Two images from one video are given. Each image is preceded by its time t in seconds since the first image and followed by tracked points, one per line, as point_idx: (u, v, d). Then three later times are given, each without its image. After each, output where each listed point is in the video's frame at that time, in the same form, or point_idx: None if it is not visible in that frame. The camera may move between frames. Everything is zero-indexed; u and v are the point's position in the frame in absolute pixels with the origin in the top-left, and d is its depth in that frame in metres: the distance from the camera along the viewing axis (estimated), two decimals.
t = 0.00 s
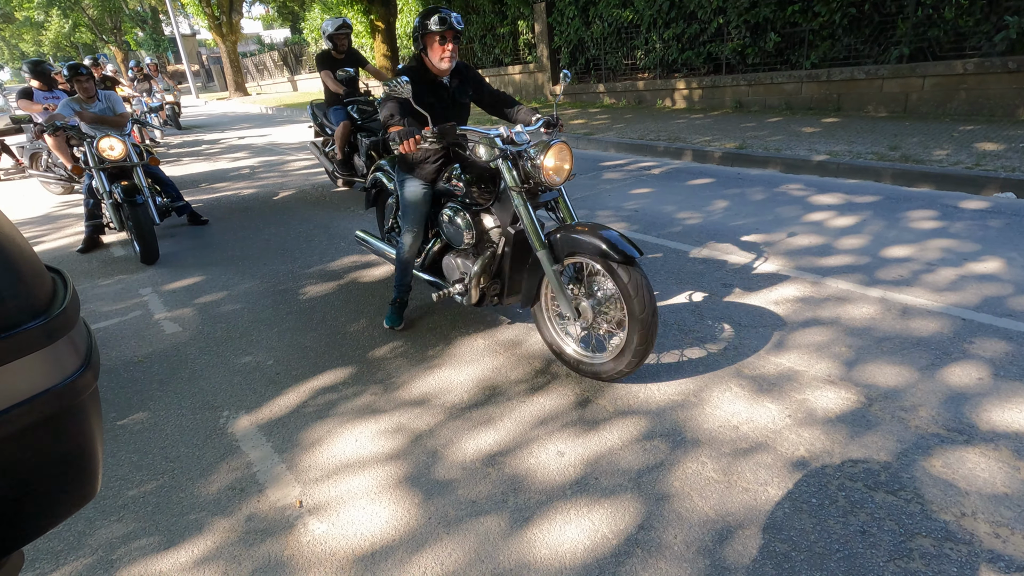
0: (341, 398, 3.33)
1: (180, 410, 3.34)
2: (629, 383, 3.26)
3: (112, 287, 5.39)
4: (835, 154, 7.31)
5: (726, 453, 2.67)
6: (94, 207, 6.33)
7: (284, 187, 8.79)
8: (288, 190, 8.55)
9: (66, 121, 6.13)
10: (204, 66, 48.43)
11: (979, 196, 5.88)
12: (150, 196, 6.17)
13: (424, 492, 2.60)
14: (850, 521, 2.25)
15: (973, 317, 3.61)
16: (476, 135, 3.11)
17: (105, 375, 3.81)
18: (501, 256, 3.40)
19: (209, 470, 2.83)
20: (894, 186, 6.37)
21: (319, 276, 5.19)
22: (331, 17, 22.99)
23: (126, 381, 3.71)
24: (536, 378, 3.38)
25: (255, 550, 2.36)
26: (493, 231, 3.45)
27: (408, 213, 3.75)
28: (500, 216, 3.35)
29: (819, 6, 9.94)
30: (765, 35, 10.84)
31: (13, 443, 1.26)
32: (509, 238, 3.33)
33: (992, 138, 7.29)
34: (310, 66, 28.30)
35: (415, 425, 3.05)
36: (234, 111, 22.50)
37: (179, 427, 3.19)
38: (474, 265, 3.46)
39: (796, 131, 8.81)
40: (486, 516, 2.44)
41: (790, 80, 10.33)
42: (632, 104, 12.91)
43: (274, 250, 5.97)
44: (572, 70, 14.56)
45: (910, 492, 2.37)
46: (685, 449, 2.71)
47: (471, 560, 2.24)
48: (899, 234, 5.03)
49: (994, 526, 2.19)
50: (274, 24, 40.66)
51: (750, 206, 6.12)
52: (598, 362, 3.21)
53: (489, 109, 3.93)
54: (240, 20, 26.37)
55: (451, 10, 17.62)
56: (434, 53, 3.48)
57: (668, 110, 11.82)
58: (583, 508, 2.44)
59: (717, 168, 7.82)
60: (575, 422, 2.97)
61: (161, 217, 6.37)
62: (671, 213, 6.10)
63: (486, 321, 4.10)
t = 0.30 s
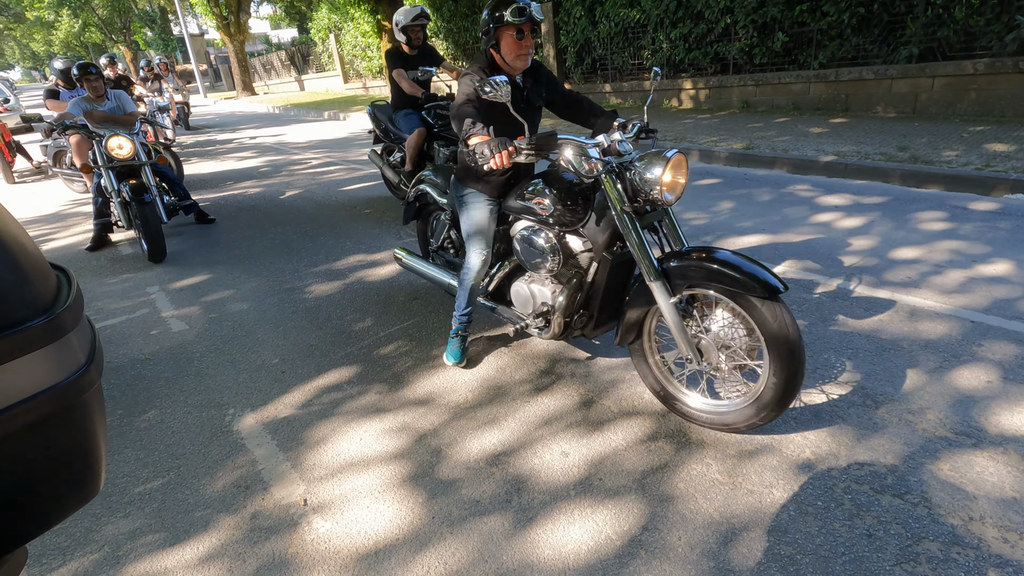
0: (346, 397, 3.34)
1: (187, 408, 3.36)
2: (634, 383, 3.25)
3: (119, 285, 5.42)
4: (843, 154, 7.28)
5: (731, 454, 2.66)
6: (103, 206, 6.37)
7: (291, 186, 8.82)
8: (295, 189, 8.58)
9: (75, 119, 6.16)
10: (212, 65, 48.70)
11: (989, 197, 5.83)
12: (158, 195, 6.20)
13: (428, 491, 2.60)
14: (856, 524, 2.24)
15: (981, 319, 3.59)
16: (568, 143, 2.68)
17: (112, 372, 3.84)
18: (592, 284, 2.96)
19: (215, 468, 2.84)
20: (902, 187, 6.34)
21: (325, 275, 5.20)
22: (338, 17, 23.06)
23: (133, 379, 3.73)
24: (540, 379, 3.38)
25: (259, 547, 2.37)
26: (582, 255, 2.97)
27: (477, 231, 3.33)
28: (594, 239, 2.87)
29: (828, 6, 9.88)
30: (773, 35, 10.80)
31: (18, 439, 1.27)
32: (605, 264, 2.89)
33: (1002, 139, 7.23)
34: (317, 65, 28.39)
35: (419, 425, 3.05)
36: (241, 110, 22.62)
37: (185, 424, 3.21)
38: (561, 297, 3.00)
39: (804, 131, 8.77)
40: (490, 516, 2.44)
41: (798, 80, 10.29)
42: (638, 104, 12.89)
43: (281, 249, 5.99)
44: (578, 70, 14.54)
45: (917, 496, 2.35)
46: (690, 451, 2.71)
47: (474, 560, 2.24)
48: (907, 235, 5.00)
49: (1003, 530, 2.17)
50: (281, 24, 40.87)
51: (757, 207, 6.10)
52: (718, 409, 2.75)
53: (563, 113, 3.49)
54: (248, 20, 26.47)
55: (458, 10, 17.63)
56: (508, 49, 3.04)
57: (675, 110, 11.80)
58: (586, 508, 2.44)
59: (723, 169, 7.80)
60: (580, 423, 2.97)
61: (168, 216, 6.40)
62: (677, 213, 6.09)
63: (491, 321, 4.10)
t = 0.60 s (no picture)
0: (351, 395, 3.35)
1: (191, 406, 3.37)
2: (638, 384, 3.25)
3: (126, 283, 5.45)
4: (849, 155, 7.25)
5: (734, 456, 2.66)
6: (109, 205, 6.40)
7: (296, 185, 8.85)
8: (300, 188, 8.60)
9: (83, 118, 6.19)
10: (218, 65, 48.93)
11: (997, 198, 5.79)
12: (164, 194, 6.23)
13: (431, 490, 2.60)
14: (860, 527, 2.23)
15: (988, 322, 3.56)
16: (704, 159, 2.32)
17: (118, 370, 3.85)
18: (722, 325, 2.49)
19: (219, 465, 2.85)
20: (909, 188, 6.32)
21: (329, 274, 5.21)
22: (344, 16, 23.11)
23: (138, 376, 3.75)
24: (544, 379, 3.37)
25: (262, 545, 2.37)
26: (707, 290, 2.50)
27: (568, 260, 2.74)
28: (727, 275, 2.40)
29: (834, 6, 9.82)
30: (779, 35, 10.76)
31: (22, 436, 1.28)
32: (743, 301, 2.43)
33: (1010, 140, 7.19)
34: (323, 65, 28.48)
35: (422, 424, 3.06)
36: (247, 110, 22.72)
37: (189, 422, 3.22)
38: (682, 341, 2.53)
39: (810, 131, 8.75)
40: (492, 516, 2.44)
41: (804, 81, 10.27)
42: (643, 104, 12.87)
43: (286, 248, 6.01)
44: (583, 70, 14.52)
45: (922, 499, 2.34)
46: (693, 452, 2.70)
47: (476, 559, 2.24)
48: (914, 237, 4.98)
49: (1009, 535, 2.15)
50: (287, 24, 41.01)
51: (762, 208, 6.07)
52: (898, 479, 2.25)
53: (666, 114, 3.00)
54: (254, 19, 26.57)
55: (463, 10, 17.65)
56: (613, 42, 2.46)
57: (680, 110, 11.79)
58: (589, 508, 2.44)
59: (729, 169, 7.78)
60: (582, 423, 2.97)
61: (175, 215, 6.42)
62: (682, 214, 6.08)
63: (496, 321, 4.10)
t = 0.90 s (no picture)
0: (354, 394, 3.37)
1: (195, 404, 3.39)
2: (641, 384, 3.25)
3: (131, 281, 5.48)
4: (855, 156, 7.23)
5: (737, 457, 2.66)
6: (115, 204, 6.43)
7: (300, 185, 8.87)
8: (304, 187, 8.63)
9: (89, 117, 6.22)
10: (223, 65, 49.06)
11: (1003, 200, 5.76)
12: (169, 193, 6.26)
13: (433, 489, 2.61)
14: (862, 529, 2.23)
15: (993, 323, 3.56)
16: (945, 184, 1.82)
17: (123, 368, 3.88)
18: (918, 391, 2.03)
19: (223, 463, 2.87)
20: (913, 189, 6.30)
21: (333, 273, 5.23)
22: (349, 16, 23.17)
23: (142, 374, 3.77)
24: (546, 378, 3.38)
25: (265, 543, 2.39)
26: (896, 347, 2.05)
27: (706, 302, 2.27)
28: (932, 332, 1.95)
29: (840, 6, 9.78)
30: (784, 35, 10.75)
31: (24, 434, 1.29)
32: (956, 361, 1.96)
33: (1017, 141, 7.16)
34: (328, 64, 28.53)
35: (425, 423, 3.07)
36: (252, 109, 22.79)
37: (193, 420, 3.24)
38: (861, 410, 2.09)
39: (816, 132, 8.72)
40: (494, 515, 2.45)
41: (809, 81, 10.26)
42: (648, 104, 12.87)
43: (289, 247, 6.03)
44: (587, 70, 14.50)
45: (925, 501, 2.34)
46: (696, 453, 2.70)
47: (478, 558, 2.25)
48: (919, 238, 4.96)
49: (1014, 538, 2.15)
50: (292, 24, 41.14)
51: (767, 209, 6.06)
52: None
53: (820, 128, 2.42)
54: (259, 19, 26.64)
55: (468, 10, 17.67)
56: (779, 33, 1.88)
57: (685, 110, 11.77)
58: (590, 509, 2.44)
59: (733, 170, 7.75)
60: (584, 423, 2.97)
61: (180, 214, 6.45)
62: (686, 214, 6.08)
63: (499, 321, 4.10)
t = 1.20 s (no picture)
0: (355, 393, 3.37)
1: (197, 403, 3.40)
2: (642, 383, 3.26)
3: (133, 280, 5.50)
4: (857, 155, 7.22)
5: (738, 456, 2.66)
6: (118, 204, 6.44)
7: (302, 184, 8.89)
8: (306, 186, 8.64)
9: (90, 118, 6.22)
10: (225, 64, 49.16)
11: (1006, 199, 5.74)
12: (172, 192, 6.27)
13: (434, 488, 2.62)
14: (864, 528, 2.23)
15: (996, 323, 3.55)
16: None
17: (125, 367, 3.89)
18: None
19: (225, 462, 2.87)
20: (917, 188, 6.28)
21: (335, 272, 5.23)
22: (350, 15, 23.19)
23: (145, 373, 3.78)
24: (548, 377, 3.39)
25: (267, 542, 2.39)
26: None
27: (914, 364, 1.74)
28: None
29: (843, 4, 9.79)
30: (786, 33, 10.74)
31: (24, 434, 1.29)
32: None
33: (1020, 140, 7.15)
34: (329, 63, 28.53)
35: (427, 421, 3.07)
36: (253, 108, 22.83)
37: (196, 419, 3.25)
38: None
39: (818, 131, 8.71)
40: (495, 514, 2.45)
41: (811, 79, 10.24)
42: (649, 103, 12.86)
43: (291, 246, 6.04)
44: (589, 69, 14.49)
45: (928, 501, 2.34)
46: (697, 452, 2.70)
47: (479, 557, 2.25)
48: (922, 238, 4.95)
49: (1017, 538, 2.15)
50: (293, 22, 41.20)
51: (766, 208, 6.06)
52: None
53: None
54: (261, 18, 26.67)
55: (470, 9, 17.68)
56: None
57: (686, 109, 11.76)
58: (592, 508, 2.44)
59: (734, 169, 7.76)
60: (586, 422, 2.97)
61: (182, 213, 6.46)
62: (689, 213, 6.07)
63: (501, 320, 4.10)
